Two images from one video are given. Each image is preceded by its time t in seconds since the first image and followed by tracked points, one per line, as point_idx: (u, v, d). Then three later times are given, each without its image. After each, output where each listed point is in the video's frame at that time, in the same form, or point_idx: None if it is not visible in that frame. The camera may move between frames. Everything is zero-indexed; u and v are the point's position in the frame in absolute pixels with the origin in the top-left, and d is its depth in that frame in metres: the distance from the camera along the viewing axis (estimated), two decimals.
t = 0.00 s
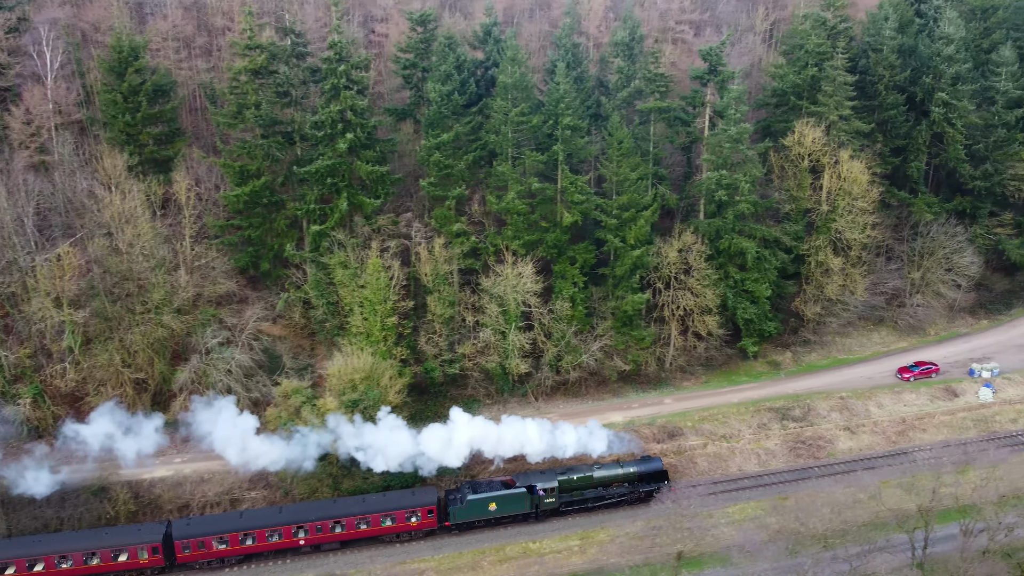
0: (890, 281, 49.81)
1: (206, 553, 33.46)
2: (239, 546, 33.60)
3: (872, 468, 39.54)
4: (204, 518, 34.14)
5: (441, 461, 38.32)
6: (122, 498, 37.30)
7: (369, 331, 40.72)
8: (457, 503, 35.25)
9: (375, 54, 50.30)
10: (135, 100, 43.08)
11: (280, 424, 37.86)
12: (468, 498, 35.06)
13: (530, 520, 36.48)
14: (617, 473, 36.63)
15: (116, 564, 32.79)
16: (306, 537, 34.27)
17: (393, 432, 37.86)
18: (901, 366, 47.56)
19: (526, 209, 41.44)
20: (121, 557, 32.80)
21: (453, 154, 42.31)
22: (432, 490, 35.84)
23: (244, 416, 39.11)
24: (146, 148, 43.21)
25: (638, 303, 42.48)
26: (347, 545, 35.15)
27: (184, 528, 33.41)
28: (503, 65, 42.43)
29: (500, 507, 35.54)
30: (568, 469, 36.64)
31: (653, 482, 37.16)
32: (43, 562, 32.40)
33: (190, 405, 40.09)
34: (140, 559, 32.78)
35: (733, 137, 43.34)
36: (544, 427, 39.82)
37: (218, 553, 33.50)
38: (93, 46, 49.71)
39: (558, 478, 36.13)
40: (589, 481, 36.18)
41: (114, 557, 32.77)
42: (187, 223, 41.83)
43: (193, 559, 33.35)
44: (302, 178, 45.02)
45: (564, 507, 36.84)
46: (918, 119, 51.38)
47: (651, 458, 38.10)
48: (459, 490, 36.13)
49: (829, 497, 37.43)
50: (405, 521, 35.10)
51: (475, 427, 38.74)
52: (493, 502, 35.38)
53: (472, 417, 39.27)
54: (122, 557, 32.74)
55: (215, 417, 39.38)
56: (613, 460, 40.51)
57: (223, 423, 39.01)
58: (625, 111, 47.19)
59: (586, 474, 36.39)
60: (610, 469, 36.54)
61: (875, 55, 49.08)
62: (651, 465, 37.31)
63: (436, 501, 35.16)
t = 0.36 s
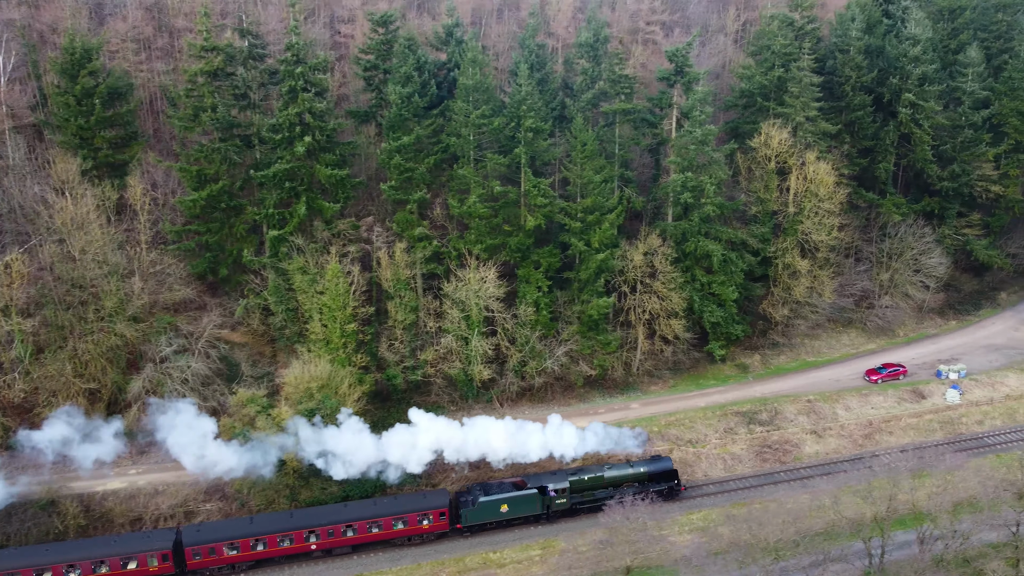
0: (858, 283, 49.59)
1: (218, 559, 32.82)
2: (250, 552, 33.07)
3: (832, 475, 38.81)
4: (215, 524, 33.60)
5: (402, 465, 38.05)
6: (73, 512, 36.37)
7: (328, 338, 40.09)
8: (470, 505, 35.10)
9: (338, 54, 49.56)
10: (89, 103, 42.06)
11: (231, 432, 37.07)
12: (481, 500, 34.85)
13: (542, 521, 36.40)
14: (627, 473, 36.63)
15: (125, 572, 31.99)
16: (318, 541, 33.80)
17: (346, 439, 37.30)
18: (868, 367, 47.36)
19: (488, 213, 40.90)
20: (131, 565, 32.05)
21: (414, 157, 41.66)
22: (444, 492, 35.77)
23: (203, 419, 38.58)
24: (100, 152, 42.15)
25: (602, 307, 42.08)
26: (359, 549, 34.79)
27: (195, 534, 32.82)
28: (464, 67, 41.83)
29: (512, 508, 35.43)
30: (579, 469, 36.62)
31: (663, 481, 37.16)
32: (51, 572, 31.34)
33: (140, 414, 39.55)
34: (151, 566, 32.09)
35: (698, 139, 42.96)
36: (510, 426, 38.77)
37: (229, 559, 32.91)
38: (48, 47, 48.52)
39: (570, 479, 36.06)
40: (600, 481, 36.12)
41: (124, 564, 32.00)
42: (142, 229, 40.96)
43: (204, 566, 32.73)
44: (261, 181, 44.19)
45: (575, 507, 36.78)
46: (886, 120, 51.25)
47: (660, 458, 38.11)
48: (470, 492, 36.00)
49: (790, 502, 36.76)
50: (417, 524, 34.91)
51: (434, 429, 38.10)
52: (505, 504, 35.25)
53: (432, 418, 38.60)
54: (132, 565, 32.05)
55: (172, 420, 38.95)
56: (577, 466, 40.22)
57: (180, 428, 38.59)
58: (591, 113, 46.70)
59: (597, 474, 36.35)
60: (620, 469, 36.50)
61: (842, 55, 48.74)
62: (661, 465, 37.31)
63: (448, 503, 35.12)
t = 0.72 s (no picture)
0: (827, 283, 49.49)
1: (234, 562, 31.57)
2: (267, 554, 31.89)
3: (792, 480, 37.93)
4: (230, 527, 32.45)
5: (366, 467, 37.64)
6: (24, 527, 35.16)
7: (290, 343, 39.46)
8: (484, 503, 34.09)
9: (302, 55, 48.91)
10: (43, 105, 41.03)
11: (190, 439, 37.14)
12: (495, 498, 33.78)
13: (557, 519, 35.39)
14: (639, 469, 35.64)
15: None
16: (335, 542, 32.74)
17: (310, 441, 36.70)
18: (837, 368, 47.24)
19: (452, 215, 40.37)
20: (147, 569, 30.73)
21: (377, 159, 41.06)
22: (459, 491, 34.78)
23: (165, 420, 38.16)
24: (55, 156, 41.14)
25: (569, 310, 41.73)
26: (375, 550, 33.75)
27: (211, 537, 31.65)
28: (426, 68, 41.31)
29: (527, 507, 34.42)
30: (592, 466, 35.63)
31: (675, 478, 36.20)
32: None
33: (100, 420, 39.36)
34: (166, 570, 30.81)
35: (664, 140, 42.67)
36: (479, 427, 38.10)
37: (246, 562, 31.72)
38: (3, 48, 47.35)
39: (584, 476, 35.07)
40: (614, 478, 35.15)
41: (139, 570, 30.74)
42: (99, 234, 40.07)
43: (220, 569, 31.43)
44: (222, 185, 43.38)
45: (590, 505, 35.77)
46: (854, 120, 51.28)
47: (673, 454, 37.20)
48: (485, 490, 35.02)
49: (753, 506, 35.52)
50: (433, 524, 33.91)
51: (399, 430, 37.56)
52: (520, 502, 34.25)
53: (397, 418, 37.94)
54: (148, 570, 30.72)
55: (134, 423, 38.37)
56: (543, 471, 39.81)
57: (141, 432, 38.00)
58: (557, 114, 46.29)
59: (610, 471, 35.37)
60: (634, 465, 35.53)
61: (810, 55, 48.65)
62: (674, 461, 36.36)
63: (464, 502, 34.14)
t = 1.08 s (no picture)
0: (796, 282, 49.55)
1: (256, 560, 31.41)
2: (288, 552, 31.69)
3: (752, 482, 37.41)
4: (251, 525, 32.11)
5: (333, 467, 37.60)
6: None
7: (253, 348, 38.92)
8: (503, 498, 33.77)
9: (267, 56, 48.33)
10: None
11: (154, 442, 37.08)
12: (513, 493, 33.62)
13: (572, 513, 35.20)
14: (655, 463, 35.54)
15: None
16: (356, 539, 32.41)
17: (274, 441, 36.82)
18: (807, 367, 47.25)
19: (418, 217, 40.01)
20: (169, 568, 30.50)
21: (342, 161, 40.64)
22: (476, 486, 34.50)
23: (130, 420, 38.39)
24: (12, 158, 40.28)
25: (537, 312, 41.48)
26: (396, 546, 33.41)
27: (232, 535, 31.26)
28: (390, 68, 40.91)
29: (545, 501, 34.16)
30: (608, 460, 35.43)
31: (689, 471, 36.20)
32: None
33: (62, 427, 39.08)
34: (189, 569, 30.61)
35: (632, 140, 42.50)
36: (446, 424, 38.11)
37: (267, 560, 31.44)
38: None
39: (600, 470, 34.86)
40: (630, 471, 35.01)
41: (160, 570, 30.25)
42: (57, 238, 39.31)
43: (242, 568, 31.26)
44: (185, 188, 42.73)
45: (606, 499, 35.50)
46: (822, 119, 51.44)
47: (686, 448, 37.14)
48: (502, 485, 34.72)
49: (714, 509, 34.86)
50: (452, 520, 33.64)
51: (364, 429, 37.62)
52: (538, 496, 33.96)
53: (363, 416, 38.13)
54: (170, 569, 30.48)
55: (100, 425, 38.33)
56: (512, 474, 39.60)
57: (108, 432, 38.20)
58: (525, 114, 46.00)
59: (626, 465, 35.17)
60: (649, 459, 35.40)
61: (778, 55, 48.67)
62: (688, 454, 36.29)
63: (482, 497, 33.84)
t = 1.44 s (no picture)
0: (767, 281, 49.64)
1: (281, 555, 31.21)
2: (313, 547, 31.58)
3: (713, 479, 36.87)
4: (275, 520, 32.01)
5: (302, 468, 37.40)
6: None
7: (217, 352, 38.31)
8: (523, 490, 34.17)
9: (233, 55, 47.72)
10: None
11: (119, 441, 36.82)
12: (533, 485, 33.94)
13: (590, 505, 35.65)
14: (670, 454, 36.12)
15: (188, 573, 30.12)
16: (378, 533, 32.41)
17: (240, 442, 36.51)
18: (778, 365, 47.32)
19: (385, 217, 39.62)
20: (194, 565, 30.20)
21: (307, 161, 40.21)
22: (495, 479, 34.74)
23: (96, 419, 37.97)
24: None
25: (507, 312, 41.22)
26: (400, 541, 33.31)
27: (258, 530, 31.16)
28: (355, 67, 40.48)
29: (564, 492, 34.60)
30: (624, 452, 35.94)
31: (703, 462, 36.82)
32: None
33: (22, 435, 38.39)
34: (214, 566, 30.34)
35: (600, 139, 42.33)
36: (417, 420, 37.91)
37: (292, 554, 31.33)
38: None
39: (617, 461, 35.38)
40: (646, 463, 35.55)
41: (186, 566, 30.02)
42: (15, 241, 38.46)
43: (267, 563, 31.09)
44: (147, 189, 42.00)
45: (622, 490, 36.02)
46: (792, 118, 51.60)
47: (699, 439, 37.79)
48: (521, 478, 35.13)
49: (677, 509, 34.30)
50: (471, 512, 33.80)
51: (332, 426, 37.51)
52: (557, 488, 34.40)
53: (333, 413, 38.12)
54: (195, 566, 30.19)
55: (69, 425, 37.84)
56: (482, 476, 39.29)
57: (75, 432, 37.81)
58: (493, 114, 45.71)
59: (642, 456, 35.71)
60: (664, 450, 35.98)
61: (747, 53, 48.69)
62: (701, 445, 36.92)
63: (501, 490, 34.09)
